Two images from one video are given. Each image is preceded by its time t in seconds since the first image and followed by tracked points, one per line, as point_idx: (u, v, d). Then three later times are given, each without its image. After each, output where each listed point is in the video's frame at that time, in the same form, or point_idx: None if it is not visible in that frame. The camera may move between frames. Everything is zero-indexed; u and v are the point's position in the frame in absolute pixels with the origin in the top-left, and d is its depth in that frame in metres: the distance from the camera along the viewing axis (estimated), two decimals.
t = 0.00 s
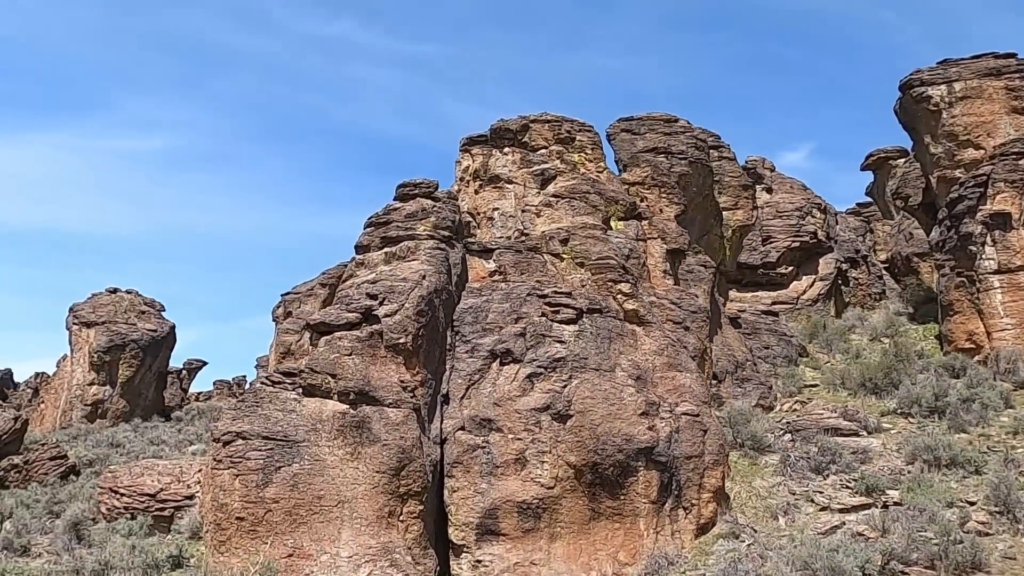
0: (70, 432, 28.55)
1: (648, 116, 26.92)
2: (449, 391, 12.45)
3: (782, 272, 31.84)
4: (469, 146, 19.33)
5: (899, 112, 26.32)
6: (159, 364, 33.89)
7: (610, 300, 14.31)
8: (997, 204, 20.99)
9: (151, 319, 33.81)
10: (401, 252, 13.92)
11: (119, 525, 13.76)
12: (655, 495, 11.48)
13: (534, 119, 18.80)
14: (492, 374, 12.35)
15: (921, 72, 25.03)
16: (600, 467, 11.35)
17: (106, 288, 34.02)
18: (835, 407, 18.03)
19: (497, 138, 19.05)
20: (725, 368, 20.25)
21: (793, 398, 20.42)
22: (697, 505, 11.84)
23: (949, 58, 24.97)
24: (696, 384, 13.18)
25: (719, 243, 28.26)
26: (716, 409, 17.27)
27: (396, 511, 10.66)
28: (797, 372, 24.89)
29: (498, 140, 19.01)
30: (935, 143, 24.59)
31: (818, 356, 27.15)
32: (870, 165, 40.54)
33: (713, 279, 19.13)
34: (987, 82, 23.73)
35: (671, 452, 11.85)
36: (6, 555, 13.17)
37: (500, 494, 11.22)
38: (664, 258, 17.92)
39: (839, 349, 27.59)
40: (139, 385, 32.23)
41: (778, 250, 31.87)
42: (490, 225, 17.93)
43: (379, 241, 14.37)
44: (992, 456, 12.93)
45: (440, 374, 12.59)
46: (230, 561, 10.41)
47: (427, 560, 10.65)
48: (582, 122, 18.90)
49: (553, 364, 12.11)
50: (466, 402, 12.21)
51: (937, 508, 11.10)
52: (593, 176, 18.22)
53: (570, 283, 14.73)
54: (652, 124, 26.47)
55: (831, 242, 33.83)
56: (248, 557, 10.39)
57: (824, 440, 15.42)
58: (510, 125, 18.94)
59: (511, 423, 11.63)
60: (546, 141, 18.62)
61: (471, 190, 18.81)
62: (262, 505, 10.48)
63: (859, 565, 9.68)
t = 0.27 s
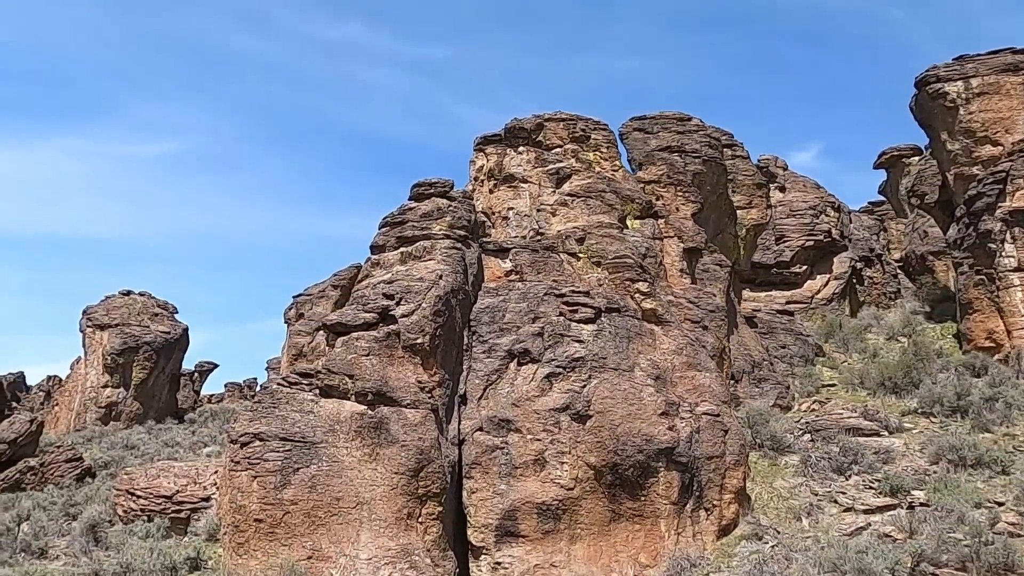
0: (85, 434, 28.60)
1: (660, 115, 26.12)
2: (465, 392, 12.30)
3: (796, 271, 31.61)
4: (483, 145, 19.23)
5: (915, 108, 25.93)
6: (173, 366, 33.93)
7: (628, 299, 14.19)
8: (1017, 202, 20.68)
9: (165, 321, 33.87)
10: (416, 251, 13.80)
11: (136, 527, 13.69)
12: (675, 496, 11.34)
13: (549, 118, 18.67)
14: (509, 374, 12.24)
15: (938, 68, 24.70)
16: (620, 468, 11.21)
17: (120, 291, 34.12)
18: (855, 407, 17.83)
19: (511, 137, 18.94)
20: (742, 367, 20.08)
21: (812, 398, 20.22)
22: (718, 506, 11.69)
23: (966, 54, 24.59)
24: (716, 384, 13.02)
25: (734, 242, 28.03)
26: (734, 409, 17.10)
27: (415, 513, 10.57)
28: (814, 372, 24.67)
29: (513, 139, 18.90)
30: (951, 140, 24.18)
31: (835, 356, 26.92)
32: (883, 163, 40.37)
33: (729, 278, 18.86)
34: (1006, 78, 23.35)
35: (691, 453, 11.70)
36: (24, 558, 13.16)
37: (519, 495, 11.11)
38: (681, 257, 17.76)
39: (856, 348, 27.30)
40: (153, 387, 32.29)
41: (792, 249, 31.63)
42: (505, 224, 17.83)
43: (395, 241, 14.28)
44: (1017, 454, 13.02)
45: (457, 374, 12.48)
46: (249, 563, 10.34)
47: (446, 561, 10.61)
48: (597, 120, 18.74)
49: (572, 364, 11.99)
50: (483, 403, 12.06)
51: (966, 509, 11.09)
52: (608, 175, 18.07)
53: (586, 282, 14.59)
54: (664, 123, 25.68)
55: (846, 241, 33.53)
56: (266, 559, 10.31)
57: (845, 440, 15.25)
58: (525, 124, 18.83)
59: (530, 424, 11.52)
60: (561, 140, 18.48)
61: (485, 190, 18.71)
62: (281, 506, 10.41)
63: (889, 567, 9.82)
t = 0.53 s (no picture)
0: (96, 440, 28.59)
1: (671, 117, 25.70)
2: (481, 396, 12.19)
3: (807, 273, 31.37)
4: (494, 148, 19.11)
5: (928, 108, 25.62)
6: (182, 372, 33.93)
7: (644, 301, 14.10)
8: None
9: (174, 326, 33.87)
10: (430, 255, 13.70)
11: (150, 534, 13.64)
12: (695, 501, 11.19)
13: (560, 120, 18.49)
14: (525, 378, 12.12)
15: (950, 68, 24.36)
16: (638, 472, 11.06)
17: (129, 297, 34.15)
18: (873, 409, 17.62)
19: (523, 139, 18.80)
20: (757, 370, 19.90)
21: (828, 400, 20.02)
22: (738, 510, 11.55)
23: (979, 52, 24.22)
24: (734, 387, 12.87)
25: (746, 244, 27.82)
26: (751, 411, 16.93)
27: (432, 519, 10.47)
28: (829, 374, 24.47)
29: (525, 141, 18.76)
30: (965, 139, 23.88)
31: (849, 358, 26.69)
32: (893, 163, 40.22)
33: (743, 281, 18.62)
34: (1020, 76, 22.93)
35: (711, 456, 11.56)
36: (38, 565, 13.10)
37: (536, 500, 10.98)
38: (696, 258, 17.60)
39: (870, 350, 27.05)
40: (163, 393, 32.30)
41: (803, 251, 31.39)
42: (518, 227, 17.71)
43: (408, 244, 14.18)
44: None
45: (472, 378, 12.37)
46: (265, 570, 10.25)
47: (464, 567, 10.49)
48: (609, 121, 18.56)
49: (589, 367, 11.87)
50: (499, 407, 11.98)
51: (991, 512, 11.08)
52: (622, 176, 17.93)
53: (601, 285, 14.46)
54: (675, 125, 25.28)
55: (857, 243, 33.23)
56: (283, 565, 10.22)
57: (864, 443, 15.06)
58: (537, 125, 18.67)
59: (547, 428, 11.41)
60: (574, 141, 18.25)
61: (498, 193, 18.62)
62: (297, 513, 10.32)
63: (918, 571, 9.81)
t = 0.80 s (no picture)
0: (103, 446, 28.52)
1: (678, 118, 25.55)
2: (493, 399, 12.07)
3: (815, 274, 31.27)
4: (503, 149, 19.04)
5: (936, 107, 25.45)
6: (189, 377, 33.89)
7: (656, 302, 13.99)
8: None
9: (181, 331, 33.83)
10: (440, 257, 13.62)
11: (161, 539, 13.56)
12: (710, 504, 11.08)
13: (570, 121, 18.43)
14: (537, 380, 12.03)
15: (958, 67, 24.19)
16: (653, 475, 10.96)
17: (136, 302, 34.15)
18: (886, 410, 17.48)
19: (532, 141, 18.74)
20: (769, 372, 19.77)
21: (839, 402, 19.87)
22: (754, 513, 11.44)
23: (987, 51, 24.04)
24: (748, 388, 12.75)
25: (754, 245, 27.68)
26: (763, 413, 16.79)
27: (446, 523, 10.38)
28: (839, 375, 24.31)
29: (534, 143, 18.69)
30: (973, 139, 23.68)
31: (859, 359, 26.53)
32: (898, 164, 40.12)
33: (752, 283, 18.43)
34: None
35: (726, 459, 11.46)
36: (47, 572, 13.02)
37: (551, 503, 10.88)
38: (706, 260, 17.48)
39: (880, 351, 26.85)
40: (170, 398, 32.25)
41: (810, 252, 31.29)
42: (527, 229, 17.64)
43: (418, 246, 14.10)
44: None
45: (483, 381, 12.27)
46: None
47: (478, 572, 10.39)
48: (618, 122, 18.47)
49: (602, 369, 11.78)
50: (512, 410, 11.83)
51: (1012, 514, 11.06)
52: (631, 177, 17.81)
53: (613, 286, 14.35)
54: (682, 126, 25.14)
55: (864, 243, 33.00)
56: (295, 570, 10.13)
57: (878, 445, 14.93)
58: (546, 127, 18.59)
59: (561, 431, 11.31)
60: (583, 142, 18.19)
61: (507, 195, 18.55)
62: (310, 517, 10.23)
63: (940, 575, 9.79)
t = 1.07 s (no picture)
0: (102, 452, 28.37)
1: (679, 122, 25.47)
2: (498, 404, 11.97)
3: (816, 278, 31.26)
4: (506, 153, 18.97)
5: (937, 110, 25.36)
6: (187, 383, 33.74)
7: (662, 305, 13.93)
8: None
9: (179, 336, 33.70)
10: (444, 260, 13.52)
11: (163, 546, 13.43)
12: (719, 508, 10.99)
13: (573, 124, 18.37)
14: (543, 385, 11.93)
15: (959, 71, 24.11)
16: (661, 480, 10.85)
17: (134, 307, 34.02)
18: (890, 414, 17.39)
19: (535, 144, 18.69)
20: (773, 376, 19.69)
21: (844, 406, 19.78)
22: (763, 518, 11.36)
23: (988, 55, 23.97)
24: (755, 392, 12.64)
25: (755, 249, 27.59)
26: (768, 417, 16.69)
27: (452, 529, 10.28)
28: (842, 379, 24.22)
29: (537, 146, 18.63)
30: (973, 143, 23.56)
31: (862, 363, 26.44)
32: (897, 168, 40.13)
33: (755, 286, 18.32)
34: None
35: (734, 463, 11.37)
36: None
37: (558, 509, 10.78)
38: (711, 263, 17.37)
39: (882, 355, 26.70)
40: (168, 404, 32.13)
41: (811, 255, 31.26)
42: (530, 232, 17.59)
43: (421, 250, 14.00)
44: None
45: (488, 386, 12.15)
46: None
47: None
48: (621, 125, 18.40)
49: (609, 373, 11.69)
50: (517, 415, 11.73)
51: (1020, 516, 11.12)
52: (635, 180, 17.68)
53: (618, 290, 14.24)
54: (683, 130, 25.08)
55: (865, 247, 32.86)
56: None
57: (884, 448, 14.83)
58: (548, 130, 18.53)
59: (567, 435, 11.21)
60: (586, 146, 18.08)
61: (509, 199, 18.45)
62: (315, 524, 10.12)
63: None
